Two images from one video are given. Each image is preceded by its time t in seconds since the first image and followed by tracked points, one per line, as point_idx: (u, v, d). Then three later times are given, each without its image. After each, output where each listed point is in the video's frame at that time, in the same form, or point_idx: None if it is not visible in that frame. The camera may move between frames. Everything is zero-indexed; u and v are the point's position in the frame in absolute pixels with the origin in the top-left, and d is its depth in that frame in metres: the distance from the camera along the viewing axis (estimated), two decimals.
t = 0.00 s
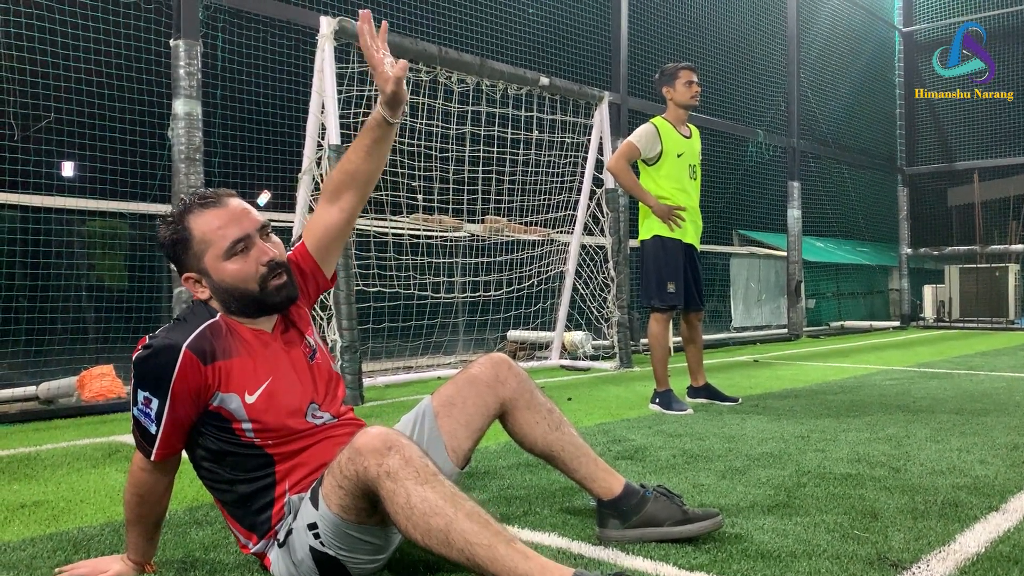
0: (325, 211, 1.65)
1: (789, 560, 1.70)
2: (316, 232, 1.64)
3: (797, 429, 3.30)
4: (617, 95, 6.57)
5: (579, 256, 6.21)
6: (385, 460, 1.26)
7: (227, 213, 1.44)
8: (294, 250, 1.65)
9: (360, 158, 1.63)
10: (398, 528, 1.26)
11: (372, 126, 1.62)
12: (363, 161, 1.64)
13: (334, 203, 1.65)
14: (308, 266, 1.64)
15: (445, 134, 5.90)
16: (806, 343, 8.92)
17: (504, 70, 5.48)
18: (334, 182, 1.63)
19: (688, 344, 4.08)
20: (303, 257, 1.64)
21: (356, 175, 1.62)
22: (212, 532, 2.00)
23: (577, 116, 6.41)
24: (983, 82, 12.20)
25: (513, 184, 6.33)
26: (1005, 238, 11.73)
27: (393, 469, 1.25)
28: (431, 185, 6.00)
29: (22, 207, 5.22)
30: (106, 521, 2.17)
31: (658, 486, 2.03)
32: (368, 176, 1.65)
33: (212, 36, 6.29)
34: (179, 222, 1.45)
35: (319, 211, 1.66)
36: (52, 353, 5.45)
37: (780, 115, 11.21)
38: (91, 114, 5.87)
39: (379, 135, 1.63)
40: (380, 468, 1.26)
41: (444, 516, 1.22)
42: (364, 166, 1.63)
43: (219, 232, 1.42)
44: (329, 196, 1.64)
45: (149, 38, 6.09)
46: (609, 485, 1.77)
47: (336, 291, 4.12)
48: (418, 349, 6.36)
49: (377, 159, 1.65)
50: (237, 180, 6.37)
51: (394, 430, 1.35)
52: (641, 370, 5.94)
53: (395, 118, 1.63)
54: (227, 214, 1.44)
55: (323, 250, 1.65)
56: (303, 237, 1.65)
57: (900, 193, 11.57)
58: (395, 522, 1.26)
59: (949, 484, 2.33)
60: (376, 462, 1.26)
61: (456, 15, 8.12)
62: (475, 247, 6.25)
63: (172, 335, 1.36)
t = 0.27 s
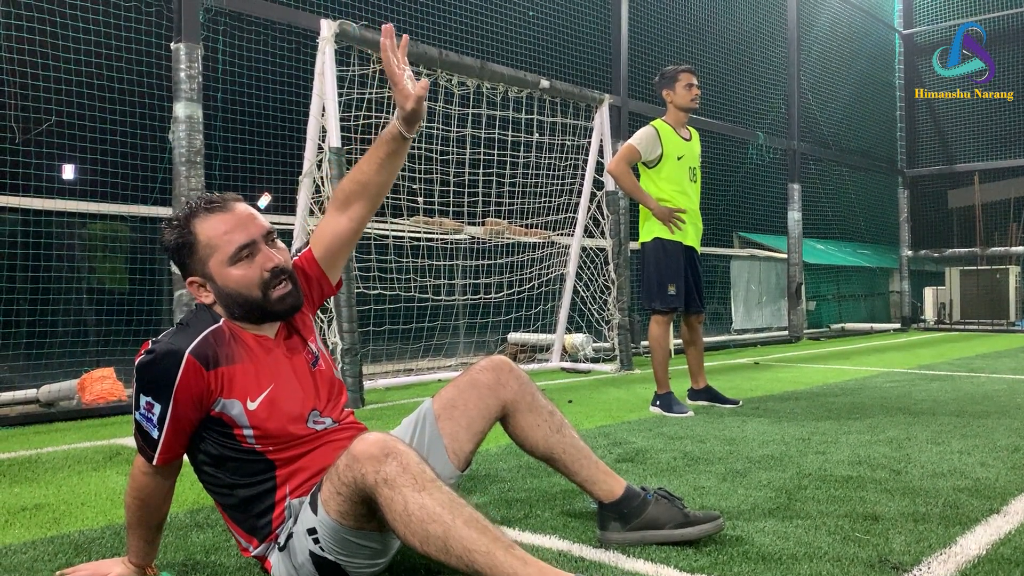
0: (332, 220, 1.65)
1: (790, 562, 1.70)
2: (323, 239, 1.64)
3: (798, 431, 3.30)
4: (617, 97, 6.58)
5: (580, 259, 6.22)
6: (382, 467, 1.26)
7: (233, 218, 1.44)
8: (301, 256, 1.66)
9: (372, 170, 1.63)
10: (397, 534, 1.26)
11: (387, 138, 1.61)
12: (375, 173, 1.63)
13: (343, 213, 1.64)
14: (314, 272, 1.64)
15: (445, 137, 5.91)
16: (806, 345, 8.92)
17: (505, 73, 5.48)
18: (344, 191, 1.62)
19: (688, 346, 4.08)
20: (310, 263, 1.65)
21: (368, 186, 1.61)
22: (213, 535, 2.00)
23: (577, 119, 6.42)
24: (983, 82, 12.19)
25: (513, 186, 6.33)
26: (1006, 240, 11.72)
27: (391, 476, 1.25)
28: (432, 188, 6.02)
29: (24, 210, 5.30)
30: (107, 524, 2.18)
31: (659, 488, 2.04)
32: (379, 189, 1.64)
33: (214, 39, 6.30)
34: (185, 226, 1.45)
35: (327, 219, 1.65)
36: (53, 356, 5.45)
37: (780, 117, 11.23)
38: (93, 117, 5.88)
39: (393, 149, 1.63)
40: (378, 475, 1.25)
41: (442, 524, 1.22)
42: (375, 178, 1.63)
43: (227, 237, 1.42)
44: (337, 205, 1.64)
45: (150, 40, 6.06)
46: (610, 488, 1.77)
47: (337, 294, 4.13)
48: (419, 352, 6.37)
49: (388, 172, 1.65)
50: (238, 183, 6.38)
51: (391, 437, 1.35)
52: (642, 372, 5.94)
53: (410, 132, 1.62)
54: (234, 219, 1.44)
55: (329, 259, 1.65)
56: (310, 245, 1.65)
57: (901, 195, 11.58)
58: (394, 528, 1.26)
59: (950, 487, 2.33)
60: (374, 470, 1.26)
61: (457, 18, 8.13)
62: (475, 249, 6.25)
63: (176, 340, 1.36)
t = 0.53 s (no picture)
0: (333, 222, 1.64)
1: (791, 565, 1.70)
2: (324, 243, 1.65)
3: (799, 433, 3.30)
4: (618, 99, 6.58)
5: (580, 261, 6.22)
6: (382, 472, 1.26)
7: (238, 223, 1.44)
8: (303, 256, 1.66)
9: (374, 175, 1.61)
10: (397, 539, 1.25)
11: (388, 142, 1.60)
12: (375, 178, 1.62)
13: (344, 215, 1.64)
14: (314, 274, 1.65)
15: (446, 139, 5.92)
16: (806, 347, 8.91)
17: (505, 75, 5.48)
18: (345, 194, 1.62)
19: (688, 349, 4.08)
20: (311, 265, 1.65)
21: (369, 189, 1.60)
22: (214, 538, 2.00)
23: (578, 121, 6.42)
24: (984, 83, 12.18)
25: (513, 188, 6.34)
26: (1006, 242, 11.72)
27: (391, 480, 1.25)
28: (432, 190, 6.02)
29: (25, 212, 5.31)
30: (108, 527, 2.18)
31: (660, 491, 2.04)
32: (380, 193, 1.63)
33: (214, 42, 6.31)
34: (189, 229, 1.45)
35: (329, 221, 1.65)
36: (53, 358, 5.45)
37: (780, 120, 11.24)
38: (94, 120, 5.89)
39: (394, 153, 1.61)
40: (377, 479, 1.25)
41: (443, 527, 1.22)
42: (375, 183, 1.62)
43: (231, 242, 1.42)
44: (340, 207, 1.63)
45: (151, 43, 6.05)
46: (612, 490, 1.77)
47: (337, 296, 4.13)
48: (419, 354, 6.38)
49: (391, 176, 1.63)
50: (238, 184, 6.38)
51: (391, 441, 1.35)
52: (642, 374, 5.94)
53: (411, 136, 1.60)
54: (238, 224, 1.44)
55: (330, 261, 1.65)
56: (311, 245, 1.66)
57: (901, 198, 11.58)
58: (394, 532, 1.25)
59: (951, 489, 2.32)
60: (373, 474, 1.26)
61: (456, 20, 8.14)
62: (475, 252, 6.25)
63: (179, 345, 1.36)
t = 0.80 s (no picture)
0: (332, 223, 1.65)
1: (791, 566, 1.70)
2: (324, 244, 1.65)
3: (799, 435, 3.30)
4: (618, 100, 6.59)
5: (580, 262, 6.22)
6: (379, 479, 1.25)
7: (240, 226, 1.44)
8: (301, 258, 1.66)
9: (372, 175, 1.63)
10: (396, 545, 1.25)
11: (385, 141, 1.61)
12: (373, 177, 1.63)
13: (343, 216, 1.64)
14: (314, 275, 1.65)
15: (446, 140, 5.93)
16: (807, 348, 8.91)
17: (505, 76, 5.49)
18: (343, 194, 1.63)
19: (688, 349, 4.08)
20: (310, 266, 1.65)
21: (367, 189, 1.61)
22: (214, 539, 2.00)
23: (578, 122, 6.43)
24: (984, 84, 12.18)
25: (514, 190, 6.34)
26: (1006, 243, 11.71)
27: (388, 487, 1.24)
28: (433, 191, 6.02)
29: (27, 212, 5.33)
30: (108, 528, 2.18)
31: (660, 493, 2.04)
32: (378, 192, 1.64)
33: (215, 42, 6.32)
34: (190, 232, 1.45)
35: (327, 221, 1.66)
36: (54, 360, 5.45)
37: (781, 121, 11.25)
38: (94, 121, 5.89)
39: (392, 152, 1.63)
40: (374, 486, 1.24)
41: (441, 535, 1.21)
42: (374, 183, 1.63)
43: (233, 245, 1.43)
44: (338, 208, 1.64)
45: (152, 44, 6.05)
46: (612, 492, 1.77)
47: (338, 297, 4.14)
48: (419, 355, 6.39)
49: (388, 176, 1.64)
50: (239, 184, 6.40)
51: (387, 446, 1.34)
52: (643, 375, 5.94)
53: (408, 135, 1.61)
54: (240, 227, 1.44)
55: (329, 262, 1.65)
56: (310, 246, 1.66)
57: (901, 199, 11.58)
58: (392, 539, 1.25)
59: (952, 491, 2.32)
60: (370, 481, 1.25)
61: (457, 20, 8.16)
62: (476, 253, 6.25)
63: (180, 348, 1.37)
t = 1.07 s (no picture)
0: (337, 228, 1.65)
1: (792, 566, 1.70)
2: (327, 248, 1.65)
3: (799, 435, 3.30)
4: (618, 100, 6.59)
5: (580, 262, 6.23)
6: (375, 485, 1.24)
7: (244, 228, 1.44)
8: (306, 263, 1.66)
9: (380, 181, 1.63)
10: (393, 550, 1.24)
11: (393, 150, 1.62)
12: (381, 184, 1.64)
13: (349, 221, 1.64)
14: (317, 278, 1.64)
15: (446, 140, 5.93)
16: (807, 348, 8.91)
17: (506, 76, 5.49)
18: (350, 200, 1.63)
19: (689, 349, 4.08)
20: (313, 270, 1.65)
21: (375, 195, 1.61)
22: (215, 539, 2.00)
23: (578, 122, 6.43)
24: (984, 84, 12.18)
25: (514, 189, 6.34)
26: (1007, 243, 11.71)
27: (384, 492, 1.23)
28: (433, 191, 6.02)
29: (27, 213, 5.32)
30: (109, 528, 2.18)
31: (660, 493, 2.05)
32: (385, 199, 1.64)
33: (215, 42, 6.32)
34: (194, 233, 1.46)
35: (333, 228, 1.66)
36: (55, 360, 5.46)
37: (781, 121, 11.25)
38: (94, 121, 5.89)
39: (400, 160, 1.64)
40: (370, 491, 1.23)
41: (437, 539, 1.20)
42: (381, 190, 1.63)
43: (237, 246, 1.43)
44: (344, 214, 1.64)
45: (152, 44, 6.06)
46: (613, 493, 1.77)
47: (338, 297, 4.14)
48: (420, 355, 6.39)
49: (395, 184, 1.65)
50: (240, 184, 6.41)
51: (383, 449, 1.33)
52: (643, 375, 5.95)
53: (417, 145, 1.63)
54: (244, 228, 1.45)
55: (332, 266, 1.64)
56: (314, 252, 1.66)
57: (902, 199, 11.57)
58: (389, 543, 1.24)
59: (952, 491, 2.33)
60: (366, 487, 1.24)
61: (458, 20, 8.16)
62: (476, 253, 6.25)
63: (182, 349, 1.37)
